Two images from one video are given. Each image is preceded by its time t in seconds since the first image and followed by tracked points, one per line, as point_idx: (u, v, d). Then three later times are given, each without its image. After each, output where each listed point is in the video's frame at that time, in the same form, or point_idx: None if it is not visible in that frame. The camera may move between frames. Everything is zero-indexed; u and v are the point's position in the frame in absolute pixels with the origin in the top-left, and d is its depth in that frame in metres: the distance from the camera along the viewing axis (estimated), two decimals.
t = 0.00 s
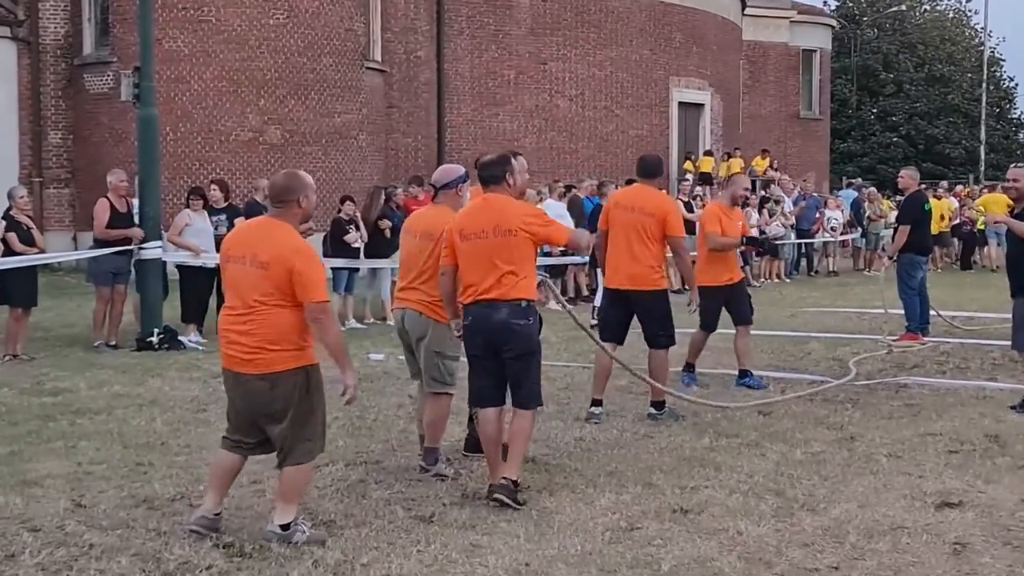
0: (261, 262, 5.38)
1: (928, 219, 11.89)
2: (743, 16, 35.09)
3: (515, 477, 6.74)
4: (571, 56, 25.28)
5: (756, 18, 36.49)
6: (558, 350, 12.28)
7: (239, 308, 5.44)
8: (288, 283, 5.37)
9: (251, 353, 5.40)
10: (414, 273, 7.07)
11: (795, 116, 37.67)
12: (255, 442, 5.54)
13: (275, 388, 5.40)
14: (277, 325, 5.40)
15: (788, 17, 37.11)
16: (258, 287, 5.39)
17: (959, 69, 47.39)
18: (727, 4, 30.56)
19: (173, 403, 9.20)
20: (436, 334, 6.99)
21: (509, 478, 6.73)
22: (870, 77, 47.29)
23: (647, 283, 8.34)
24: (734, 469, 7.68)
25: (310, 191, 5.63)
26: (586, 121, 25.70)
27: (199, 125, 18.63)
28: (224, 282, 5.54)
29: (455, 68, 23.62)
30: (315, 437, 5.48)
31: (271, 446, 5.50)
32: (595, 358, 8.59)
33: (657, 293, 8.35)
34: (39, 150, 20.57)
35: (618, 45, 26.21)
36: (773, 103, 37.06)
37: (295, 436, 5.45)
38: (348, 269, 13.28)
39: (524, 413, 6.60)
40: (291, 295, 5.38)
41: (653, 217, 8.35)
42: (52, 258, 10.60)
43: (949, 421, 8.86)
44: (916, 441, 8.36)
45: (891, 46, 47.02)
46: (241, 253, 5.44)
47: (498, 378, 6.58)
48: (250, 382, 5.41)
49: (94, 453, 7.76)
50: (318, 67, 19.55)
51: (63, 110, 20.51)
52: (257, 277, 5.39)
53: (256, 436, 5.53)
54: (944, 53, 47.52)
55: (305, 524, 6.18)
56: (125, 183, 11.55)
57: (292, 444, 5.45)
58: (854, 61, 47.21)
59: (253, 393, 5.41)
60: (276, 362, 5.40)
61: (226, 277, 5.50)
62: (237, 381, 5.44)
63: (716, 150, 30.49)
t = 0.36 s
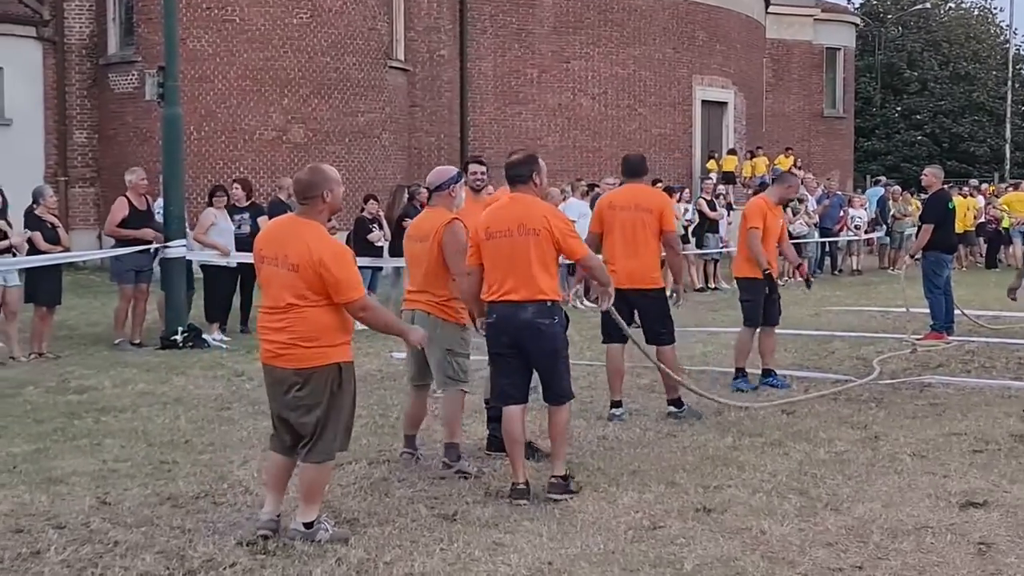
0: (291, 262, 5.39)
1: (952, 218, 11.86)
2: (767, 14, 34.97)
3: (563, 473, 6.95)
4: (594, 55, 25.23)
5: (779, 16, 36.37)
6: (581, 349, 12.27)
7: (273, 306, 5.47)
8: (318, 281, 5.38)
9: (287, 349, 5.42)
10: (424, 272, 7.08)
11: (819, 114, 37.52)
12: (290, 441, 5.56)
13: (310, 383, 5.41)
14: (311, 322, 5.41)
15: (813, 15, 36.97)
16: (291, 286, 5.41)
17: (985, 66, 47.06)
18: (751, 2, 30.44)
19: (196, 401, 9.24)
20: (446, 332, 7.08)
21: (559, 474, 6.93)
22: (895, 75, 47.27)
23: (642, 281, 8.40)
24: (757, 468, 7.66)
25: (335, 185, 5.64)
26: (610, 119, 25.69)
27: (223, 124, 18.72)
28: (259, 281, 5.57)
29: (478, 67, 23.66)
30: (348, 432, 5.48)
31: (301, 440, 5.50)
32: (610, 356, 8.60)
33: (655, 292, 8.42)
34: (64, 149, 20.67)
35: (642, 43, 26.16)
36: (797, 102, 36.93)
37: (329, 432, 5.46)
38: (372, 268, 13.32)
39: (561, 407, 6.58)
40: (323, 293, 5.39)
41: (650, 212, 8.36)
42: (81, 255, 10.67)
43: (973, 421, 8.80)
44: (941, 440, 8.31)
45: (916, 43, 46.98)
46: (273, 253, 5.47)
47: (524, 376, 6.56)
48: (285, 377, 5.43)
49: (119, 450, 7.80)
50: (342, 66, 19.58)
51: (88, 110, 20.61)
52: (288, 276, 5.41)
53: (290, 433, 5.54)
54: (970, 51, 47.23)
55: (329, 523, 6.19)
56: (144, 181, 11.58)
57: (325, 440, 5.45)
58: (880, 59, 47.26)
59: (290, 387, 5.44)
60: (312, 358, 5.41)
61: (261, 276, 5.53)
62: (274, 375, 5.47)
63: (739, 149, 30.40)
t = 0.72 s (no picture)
0: (300, 263, 5.40)
1: (960, 218, 11.84)
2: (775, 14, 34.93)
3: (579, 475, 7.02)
4: (602, 56, 25.22)
5: (786, 16, 36.34)
6: (589, 350, 12.28)
7: (281, 306, 5.48)
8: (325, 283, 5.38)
9: (293, 349, 5.43)
10: (426, 270, 7.24)
11: (827, 115, 37.42)
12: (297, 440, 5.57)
13: (317, 383, 5.43)
14: (318, 323, 5.42)
15: (820, 16, 36.96)
16: (300, 286, 5.42)
17: (994, 66, 46.95)
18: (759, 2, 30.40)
19: (204, 401, 9.27)
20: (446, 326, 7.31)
21: (575, 476, 7.00)
22: (903, 76, 47.22)
23: (651, 276, 8.49)
24: (764, 469, 7.65)
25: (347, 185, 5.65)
26: (617, 119, 25.68)
27: (232, 125, 18.76)
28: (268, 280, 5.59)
29: (485, 68, 23.66)
30: (354, 432, 5.50)
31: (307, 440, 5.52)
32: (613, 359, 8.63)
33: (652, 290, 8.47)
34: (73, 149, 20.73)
35: (650, 44, 26.14)
36: (804, 102, 36.84)
37: (336, 432, 5.48)
38: (379, 268, 13.35)
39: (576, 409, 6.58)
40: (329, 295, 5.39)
41: (646, 207, 8.43)
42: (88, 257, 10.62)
43: (981, 421, 8.79)
44: (948, 441, 8.30)
45: (924, 44, 46.94)
46: (284, 253, 5.48)
47: (540, 375, 6.55)
48: (294, 376, 5.44)
49: (127, 451, 7.83)
50: (349, 67, 19.59)
51: (96, 110, 20.65)
52: (298, 277, 5.42)
53: (295, 432, 5.55)
54: (978, 51, 47.13)
55: (335, 523, 6.21)
56: (143, 183, 11.60)
57: (331, 440, 5.48)
58: (889, 59, 47.24)
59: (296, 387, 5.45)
60: (317, 359, 5.42)
61: (271, 275, 5.55)
62: (282, 374, 5.48)
63: (747, 149, 30.37)
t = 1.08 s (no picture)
0: (295, 261, 5.48)
1: (947, 219, 11.86)
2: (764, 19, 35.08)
3: (571, 475, 7.08)
4: (592, 60, 25.32)
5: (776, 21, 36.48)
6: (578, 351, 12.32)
7: (268, 304, 5.54)
8: (318, 281, 5.47)
9: (279, 348, 5.50)
10: (423, 274, 7.34)
11: (816, 119, 37.58)
12: (276, 439, 5.63)
13: (300, 383, 5.49)
14: (307, 322, 5.49)
15: (808, 20, 37.19)
16: (292, 284, 5.49)
17: (981, 70, 47.18)
18: (748, 7, 30.53)
19: (196, 403, 9.33)
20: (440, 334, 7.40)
21: (567, 476, 7.06)
22: (891, 80, 47.38)
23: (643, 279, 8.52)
24: (753, 468, 7.73)
25: (347, 191, 5.74)
26: (608, 123, 25.78)
27: (225, 129, 18.89)
28: (257, 278, 5.64)
29: (477, 72, 23.74)
30: (335, 435, 5.56)
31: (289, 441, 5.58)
32: (604, 360, 8.75)
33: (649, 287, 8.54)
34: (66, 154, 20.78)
35: (639, 48, 26.25)
36: (794, 106, 36.97)
37: (317, 435, 5.52)
38: (371, 270, 13.43)
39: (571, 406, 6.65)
40: (323, 294, 5.48)
41: (640, 211, 8.46)
42: (85, 259, 10.66)
43: (968, 421, 8.88)
44: (934, 440, 8.38)
45: (913, 48, 47.13)
46: (277, 250, 5.54)
47: (541, 374, 6.65)
48: (277, 376, 5.50)
49: (120, 452, 7.89)
50: (342, 71, 19.63)
51: (90, 114, 20.72)
52: (291, 274, 5.49)
53: (275, 431, 5.61)
54: (966, 55, 47.38)
55: (327, 523, 6.27)
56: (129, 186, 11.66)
57: (312, 443, 5.52)
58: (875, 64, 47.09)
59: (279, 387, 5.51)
60: (302, 360, 5.49)
61: (260, 273, 5.61)
62: (264, 374, 5.54)
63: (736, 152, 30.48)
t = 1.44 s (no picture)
0: (254, 264, 5.47)
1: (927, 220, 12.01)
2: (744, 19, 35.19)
3: (552, 475, 7.08)
4: (573, 60, 25.34)
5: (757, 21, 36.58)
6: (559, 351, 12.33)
7: (232, 309, 5.52)
8: (282, 282, 5.47)
9: (247, 351, 5.48)
10: (415, 274, 7.67)
11: (797, 119, 37.72)
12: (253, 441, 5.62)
13: (275, 383, 5.48)
14: (275, 323, 5.49)
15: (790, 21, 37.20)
16: (255, 286, 5.48)
17: (960, 71, 47.45)
18: (729, 8, 30.64)
19: (176, 404, 9.31)
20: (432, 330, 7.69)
21: (548, 476, 7.06)
22: (871, 80, 47.61)
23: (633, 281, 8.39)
24: (733, 468, 7.76)
25: (297, 190, 5.73)
26: (590, 123, 25.80)
27: (205, 129, 18.82)
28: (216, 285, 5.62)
29: (458, 72, 23.79)
30: (310, 428, 5.56)
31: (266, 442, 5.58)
32: (591, 357, 8.80)
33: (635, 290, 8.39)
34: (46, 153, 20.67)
35: (621, 48, 26.30)
36: (775, 106, 37.10)
37: (295, 430, 5.53)
38: (352, 270, 13.41)
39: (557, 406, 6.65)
40: (288, 294, 5.48)
41: (657, 232, 8.50)
42: (64, 259, 10.58)
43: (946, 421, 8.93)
44: (912, 439, 8.43)
45: (892, 49, 47.34)
46: (235, 256, 5.52)
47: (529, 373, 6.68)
48: (248, 378, 5.48)
49: (99, 453, 7.86)
50: (323, 71, 19.63)
51: (70, 114, 20.63)
52: (253, 277, 5.48)
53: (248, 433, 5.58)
54: (945, 56, 47.60)
55: (307, 524, 6.28)
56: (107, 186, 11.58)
57: (290, 439, 5.52)
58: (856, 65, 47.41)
59: (251, 388, 5.48)
60: (273, 359, 5.48)
61: (220, 281, 5.59)
62: (234, 378, 5.51)
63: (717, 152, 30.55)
